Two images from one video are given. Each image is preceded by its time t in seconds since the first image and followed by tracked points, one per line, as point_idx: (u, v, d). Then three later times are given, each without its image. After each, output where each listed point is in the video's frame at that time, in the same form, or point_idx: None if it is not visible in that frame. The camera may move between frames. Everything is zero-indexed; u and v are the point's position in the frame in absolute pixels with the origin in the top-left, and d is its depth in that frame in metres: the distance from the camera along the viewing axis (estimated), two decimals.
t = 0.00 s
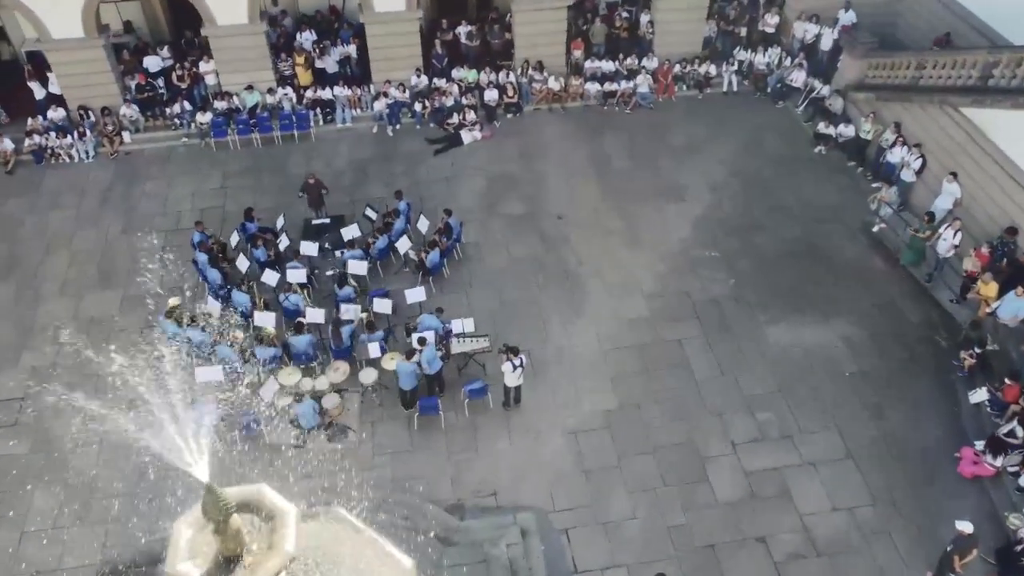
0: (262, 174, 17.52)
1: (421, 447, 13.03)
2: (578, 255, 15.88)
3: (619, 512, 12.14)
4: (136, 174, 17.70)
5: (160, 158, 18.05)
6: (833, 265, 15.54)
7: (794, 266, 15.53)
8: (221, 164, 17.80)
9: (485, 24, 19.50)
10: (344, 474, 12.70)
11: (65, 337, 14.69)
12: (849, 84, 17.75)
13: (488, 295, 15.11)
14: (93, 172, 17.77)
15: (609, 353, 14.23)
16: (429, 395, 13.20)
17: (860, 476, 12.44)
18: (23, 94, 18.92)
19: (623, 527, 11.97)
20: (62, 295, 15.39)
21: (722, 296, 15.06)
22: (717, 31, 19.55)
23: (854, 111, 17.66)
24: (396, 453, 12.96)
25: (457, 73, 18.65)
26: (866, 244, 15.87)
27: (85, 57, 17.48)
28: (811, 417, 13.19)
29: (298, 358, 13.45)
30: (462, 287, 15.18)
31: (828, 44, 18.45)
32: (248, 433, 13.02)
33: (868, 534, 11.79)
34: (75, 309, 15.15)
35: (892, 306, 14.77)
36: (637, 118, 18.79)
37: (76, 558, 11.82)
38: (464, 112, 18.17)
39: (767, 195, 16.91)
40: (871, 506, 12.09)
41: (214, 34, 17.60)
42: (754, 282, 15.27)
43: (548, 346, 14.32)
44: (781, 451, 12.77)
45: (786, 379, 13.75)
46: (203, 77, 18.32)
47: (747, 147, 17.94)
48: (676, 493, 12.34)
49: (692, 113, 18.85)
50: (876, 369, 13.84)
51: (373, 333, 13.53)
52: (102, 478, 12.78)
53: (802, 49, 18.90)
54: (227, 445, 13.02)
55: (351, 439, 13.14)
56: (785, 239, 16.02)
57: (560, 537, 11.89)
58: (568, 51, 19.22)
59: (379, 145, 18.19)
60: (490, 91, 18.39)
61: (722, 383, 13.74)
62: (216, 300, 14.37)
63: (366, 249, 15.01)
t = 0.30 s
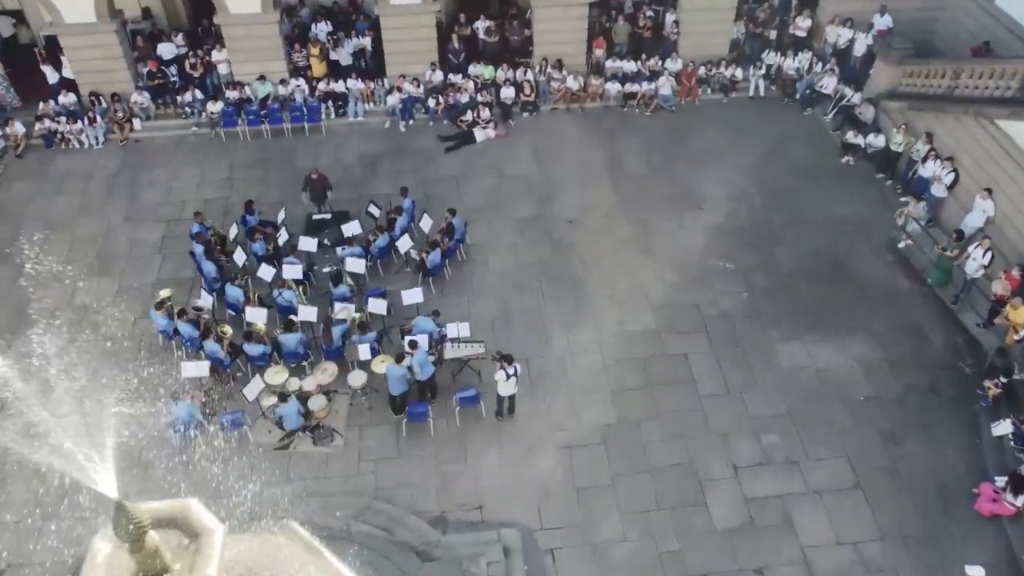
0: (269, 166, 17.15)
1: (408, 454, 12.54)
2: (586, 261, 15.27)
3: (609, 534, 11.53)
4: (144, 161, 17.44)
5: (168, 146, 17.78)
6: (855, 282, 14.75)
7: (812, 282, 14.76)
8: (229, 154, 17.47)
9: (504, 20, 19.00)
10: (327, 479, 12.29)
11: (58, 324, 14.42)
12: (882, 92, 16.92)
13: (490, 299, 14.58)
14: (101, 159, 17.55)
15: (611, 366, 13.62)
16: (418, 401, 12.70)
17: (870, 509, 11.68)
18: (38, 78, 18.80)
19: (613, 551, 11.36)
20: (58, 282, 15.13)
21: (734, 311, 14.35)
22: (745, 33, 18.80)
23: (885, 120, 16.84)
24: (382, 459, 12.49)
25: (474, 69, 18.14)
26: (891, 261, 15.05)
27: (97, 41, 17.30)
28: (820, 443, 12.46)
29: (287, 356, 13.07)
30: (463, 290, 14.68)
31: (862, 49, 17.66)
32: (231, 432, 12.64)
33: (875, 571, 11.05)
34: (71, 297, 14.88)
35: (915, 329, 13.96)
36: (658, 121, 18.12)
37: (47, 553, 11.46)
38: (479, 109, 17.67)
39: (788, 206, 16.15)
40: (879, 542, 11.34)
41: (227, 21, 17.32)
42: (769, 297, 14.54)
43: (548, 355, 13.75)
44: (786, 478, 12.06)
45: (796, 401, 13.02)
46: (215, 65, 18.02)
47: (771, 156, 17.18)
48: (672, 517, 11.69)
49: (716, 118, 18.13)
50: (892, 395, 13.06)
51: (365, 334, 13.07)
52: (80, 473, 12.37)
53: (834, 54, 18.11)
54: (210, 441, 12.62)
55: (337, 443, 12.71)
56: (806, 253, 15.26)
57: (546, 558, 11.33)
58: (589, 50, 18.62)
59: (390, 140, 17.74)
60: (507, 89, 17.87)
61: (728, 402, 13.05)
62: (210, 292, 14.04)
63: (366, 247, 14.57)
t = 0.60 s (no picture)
0: (286, 156, 16.85)
1: (399, 461, 12.12)
2: (602, 268, 14.68)
3: (601, 558, 10.97)
4: (163, 146, 17.28)
5: (188, 132, 17.59)
6: (884, 303, 13.94)
7: (839, 302, 13.99)
8: (248, 142, 17.24)
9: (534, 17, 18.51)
10: (315, 482, 11.94)
11: (62, 308, 14.31)
12: (928, 105, 16.05)
13: (499, 303, 14.09)
14: (122, 141, 17.43)
15: (618, 380, 13.03)
16: (414, 406, 12.27)
17: (883, 548, 10.92)
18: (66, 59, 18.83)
19: None
20: (67, 265, 15.02)
21: (753, 328, 13.64)
22: (786, 37, 18.03)
23: (929, 134, 15.94)
24: (373, 464, 12.10)
25: (501, 65, 17.63)
26: (925, 284, 14.20)
27: (123, 24, 17.26)
28: (834, 474, 11.72)
29: (285, 352, 12.77)
30: (472, 292, 14.23)
31: (908, 58, 16.92)
32: (222, 426, 12.40)
33: None
34: (78, 280, 14.76)
35: (946, 357, 13.12)
36: (688, 126, 17.46)
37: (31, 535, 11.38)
38: (503, 107, 17.20)
39: (820, 221, 15.35)
40: None
41: (252, 9, 17.17)
42: (791, 315, 13.80)
43: (553, 364, 13.24)
44: (795, 509, 11.36)
45: (811, 427, 12.28)
46: (240, 52, 17.79)
47: (805, 167, 16.42)
48: (669, 544, 11.07)
49: (749, 125, 17.42)
50: (917, 428, 12.24)
51: (365, 333, 12.69)
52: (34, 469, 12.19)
53: (879, 63, 17.34)
54: (200, 436, 12.47)
55: (328, 443, 12.38)
56: (834, 271, 14.48)
57: None
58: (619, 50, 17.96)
59: (411, 134, 17.34)
60: (534, 87, 17.38)
61: (739, 424, 12.36)
62: (214, 281, 13.80)
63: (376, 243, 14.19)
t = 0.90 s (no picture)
0: (311, 146, 16.64)
1: (393, 464, 11.76)
2: (621, 276, 14.15)
3: None
4: (191, 129, 17.23)
5: (217, 116, 17.52)
6: (918, 330, 13.15)
7: (868, 326, 13.24)
8: (275, 130, 17.10)
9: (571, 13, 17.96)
10: (305, 479, 11.64)
11: (76, 286, 14.30)
12: (981, 122, 15.22)
13: (511, 306, 13.67)
14: (151, 123, 17.44)
15: (628, 394, 12.48)
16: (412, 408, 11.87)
17: None
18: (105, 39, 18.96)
19: None
20: (85, 243, 15.02)
21: (774, 347, 12.98)
22: (834, 45, 17.28)
23: (980, 154, 15.09)
24: (366, 465, 11.76)
25: (534, 62, 17.20)
26: (964, 312, 13.37)
27: (159, 6, 17.28)
28: (847, 509, 11.02)
29: (288, 344, 12.52)
30: (484, 294, 13.82)
31: (964, 72, 16.11)
32: (218, 416, 12.20)
33: None
34: (94, 259, 14.74)
35: (980, 391, 12.30)
36: (725, 134, 16.81)
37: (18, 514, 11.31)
38: (534, 105, 16.79)
39: (855, 240, 14.60)
40: None
41: None
42: (816, 337, 13.10)
43: (560, 373, 12.75)
44: (803, 544, 10.70)
45: (827, 458, 11.59)
46: (272, 39, 17.64)
47: (845, 182, 15.66)
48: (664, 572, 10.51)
49: (789, 136, 16.70)
50: (942, 466, 11.45)
51: (368, 330, 12.36)
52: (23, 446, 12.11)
53: (932, 77, 16.56)
54: (196, 424, 12.29)
55: (324, 441, 12.08)
56: (866, 293, 13.73)
57: None
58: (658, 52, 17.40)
59: (438, 129, 17.01)
60: (567, 86, 16.93)
61: (751, 448, 11.72)
62: (225, 269, 13.64)
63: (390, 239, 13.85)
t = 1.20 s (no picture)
0: (346, 134, 16.48)
1: (392, 463, 11.47)
2: (648, 285, 13.60)
3: None
4: (231, 112, 17.24)
5: (257, 101, 17.51)
6: (959, 364, 12.32)
7: (906, 356, 12.46)
8: (312, 117, 16.99)
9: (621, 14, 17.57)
10: (303, 472, 11.42)
11: (102, 262, 14.38)
12: None
13: (530, 310, 13.27)
14: (194, 104, 17.51)
15: (642, 410, 11.94)
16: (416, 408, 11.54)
17: None
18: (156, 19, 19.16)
19: None
20: (116, 220, 15.11)
21: (802, 372, 12.30)
22: (895, 58, 16.42)
23: None
24: (365, 462, 11.50)
25: (578, 61, 16.77)
26: (1012, 348, 12.48)
27: None
28: (863, 550, 10.33)
29: (299, 334, 12.34)
30: (504, 295, 13.45)
31: None
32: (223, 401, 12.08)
33: None
34: (123, 236, 14.81)
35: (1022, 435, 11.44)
36: (772, 145, 16.12)
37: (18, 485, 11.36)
38: (574, 106, 16.31)
39: (900, 264, 13.79)
40: None
41: None
42: (848, 364, 12.39)
43: (574, 383, 12.29)
44: None
45: (847, 493, 10.89)
46: (316, 26, 17.55)
47: (895, 203, 14.84)
48: None
49: (839, 151, 15.93)
50: (973, 513, 10.65)
51: (379, 325, 12.09)
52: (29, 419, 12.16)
53: (999, 96, 15.77)
54: (201, 408, 12.20)
55: (326, 434, 11.85)
56: (907, 321, 12.93)
57: None
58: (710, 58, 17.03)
59: (476, 124, 16.69)
60: (609, 87, 16.37)
61: (766, 477, 11.09)
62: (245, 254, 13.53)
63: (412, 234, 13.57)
